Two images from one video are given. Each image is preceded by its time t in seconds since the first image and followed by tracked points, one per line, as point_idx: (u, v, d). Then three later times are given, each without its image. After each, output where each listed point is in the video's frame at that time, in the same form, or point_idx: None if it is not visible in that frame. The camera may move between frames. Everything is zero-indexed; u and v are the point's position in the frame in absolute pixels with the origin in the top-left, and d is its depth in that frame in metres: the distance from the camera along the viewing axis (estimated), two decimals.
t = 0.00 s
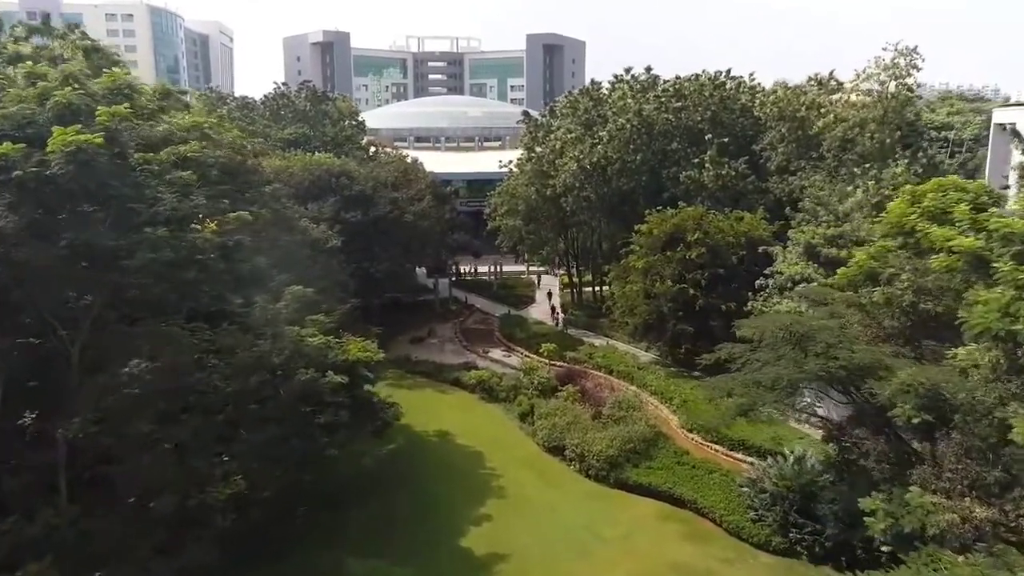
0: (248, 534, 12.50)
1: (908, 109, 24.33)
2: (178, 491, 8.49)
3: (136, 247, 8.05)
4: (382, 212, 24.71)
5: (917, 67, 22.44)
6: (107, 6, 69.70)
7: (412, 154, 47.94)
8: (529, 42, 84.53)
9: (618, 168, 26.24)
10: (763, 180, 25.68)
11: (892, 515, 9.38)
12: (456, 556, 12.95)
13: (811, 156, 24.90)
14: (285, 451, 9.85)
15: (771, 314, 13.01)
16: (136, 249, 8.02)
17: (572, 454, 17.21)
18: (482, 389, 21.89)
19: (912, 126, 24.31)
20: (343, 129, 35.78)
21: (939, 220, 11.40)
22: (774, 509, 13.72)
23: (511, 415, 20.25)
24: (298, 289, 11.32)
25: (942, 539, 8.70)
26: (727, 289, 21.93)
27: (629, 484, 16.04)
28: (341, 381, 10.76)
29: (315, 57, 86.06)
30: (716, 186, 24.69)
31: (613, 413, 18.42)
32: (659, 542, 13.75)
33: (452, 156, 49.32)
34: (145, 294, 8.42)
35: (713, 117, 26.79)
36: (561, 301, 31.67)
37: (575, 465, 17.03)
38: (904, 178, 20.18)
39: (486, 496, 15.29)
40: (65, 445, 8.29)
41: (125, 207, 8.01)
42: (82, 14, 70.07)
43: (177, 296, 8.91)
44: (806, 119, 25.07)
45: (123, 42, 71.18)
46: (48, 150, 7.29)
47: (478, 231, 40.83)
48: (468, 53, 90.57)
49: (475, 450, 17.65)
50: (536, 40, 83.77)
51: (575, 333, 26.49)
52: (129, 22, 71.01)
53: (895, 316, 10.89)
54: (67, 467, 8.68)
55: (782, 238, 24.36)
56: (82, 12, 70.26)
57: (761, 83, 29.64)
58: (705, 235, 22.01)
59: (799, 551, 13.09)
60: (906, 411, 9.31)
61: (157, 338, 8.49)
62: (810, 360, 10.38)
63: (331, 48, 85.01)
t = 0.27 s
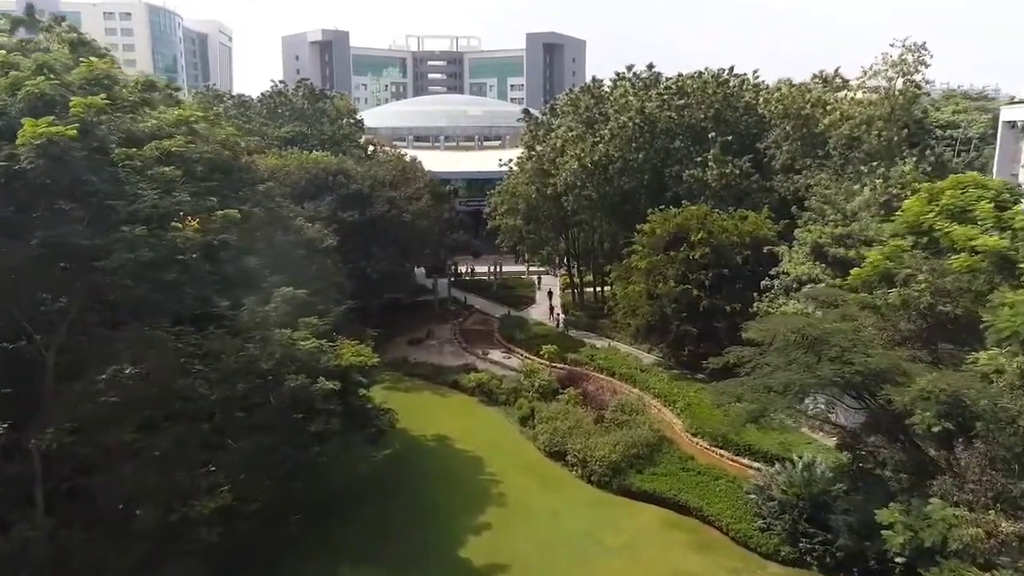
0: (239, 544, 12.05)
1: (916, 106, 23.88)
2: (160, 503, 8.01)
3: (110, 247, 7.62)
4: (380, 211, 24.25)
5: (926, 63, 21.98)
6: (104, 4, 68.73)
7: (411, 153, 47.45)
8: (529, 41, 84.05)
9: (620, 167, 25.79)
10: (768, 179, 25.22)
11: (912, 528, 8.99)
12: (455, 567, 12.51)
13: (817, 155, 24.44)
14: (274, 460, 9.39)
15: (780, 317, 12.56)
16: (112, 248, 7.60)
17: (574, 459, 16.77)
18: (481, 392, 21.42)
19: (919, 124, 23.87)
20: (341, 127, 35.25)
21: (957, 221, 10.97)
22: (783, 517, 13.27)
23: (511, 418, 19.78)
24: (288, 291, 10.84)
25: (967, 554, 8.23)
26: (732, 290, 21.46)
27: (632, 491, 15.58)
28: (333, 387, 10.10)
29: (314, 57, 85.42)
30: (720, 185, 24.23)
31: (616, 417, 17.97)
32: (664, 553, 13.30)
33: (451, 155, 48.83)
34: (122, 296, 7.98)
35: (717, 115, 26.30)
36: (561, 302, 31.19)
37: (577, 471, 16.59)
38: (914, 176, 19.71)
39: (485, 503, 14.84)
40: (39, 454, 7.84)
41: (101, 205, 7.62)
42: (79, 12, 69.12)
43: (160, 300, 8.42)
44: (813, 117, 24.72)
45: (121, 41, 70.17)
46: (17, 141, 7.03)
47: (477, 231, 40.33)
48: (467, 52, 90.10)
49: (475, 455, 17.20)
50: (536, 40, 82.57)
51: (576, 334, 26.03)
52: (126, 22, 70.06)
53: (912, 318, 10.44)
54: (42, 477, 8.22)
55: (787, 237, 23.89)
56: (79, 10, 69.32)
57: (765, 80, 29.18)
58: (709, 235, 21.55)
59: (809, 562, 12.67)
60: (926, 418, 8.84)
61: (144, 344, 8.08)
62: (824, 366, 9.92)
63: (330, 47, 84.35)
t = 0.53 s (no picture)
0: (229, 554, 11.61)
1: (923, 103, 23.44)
2: (140, 517, 7.60)
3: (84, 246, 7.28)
4: (377, 210, 23.81)
5: (934, 60, 21.55)
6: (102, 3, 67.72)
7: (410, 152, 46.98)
8: (528, 40, 83.59)
9: (621, 165, 25.36)
10: (772, 177, 24.77)
11: (932, 542, 8.53)
12: None
13: (822, 153, 23.99)
14: (263, 470, 8.98)
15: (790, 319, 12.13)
16: (85, 247, 7.26)
17: (576, 465, 16.35)
18: (480, 394, 20.98)
19: (926, 122, 23.45)
20: (339, 125, 34.78)
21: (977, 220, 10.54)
22: (793, 526, 12.78)
23: (511, 422, 19.35)
24: (277, 293, 10.38)
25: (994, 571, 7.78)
26: (736, 290, 21.02)
27: (635, 497, 15.16)
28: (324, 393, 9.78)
29: (313, 56, 84.83)
30: (724, 183, 23.79)
31: (618, 421, 17.55)
32: (670, 562, 12.88)
33: (451, 154, 48.40)
34: (98, 297, 7.59)
35: (721, 112, 25.84)
36: (562, 302, 30.73)
37: (579, 477, 16.16)
38: (922, 174, 19.28)
39: (485, 510, 14.40)
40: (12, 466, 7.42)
41: (75, 200, 7.46)
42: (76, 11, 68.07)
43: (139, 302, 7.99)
44: (818, 114, 24.32)
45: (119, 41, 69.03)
46: None
47: (477, 231, 39.88)
48: (467, 51, 89.66)
49: (474, 460, 16.79)
50: (536, 35, 82.07)
51: (577, 336, 25.58)
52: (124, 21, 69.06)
53: (931, 321, 10.02)
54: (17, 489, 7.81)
55: (792, 236, 23.46)
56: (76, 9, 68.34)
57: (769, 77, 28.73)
58: (713, 234, 21.12)
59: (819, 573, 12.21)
60: (948, 426, 8.42)
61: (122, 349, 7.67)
62: (839, 371, 9.51)
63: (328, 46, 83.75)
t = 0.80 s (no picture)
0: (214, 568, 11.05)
1: (934, 100, 22.83)
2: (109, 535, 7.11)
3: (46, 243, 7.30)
4: (374, 209, 23.29)
5: (946, 55, 21.00)
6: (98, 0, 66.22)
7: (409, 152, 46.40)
8: (529, 39, 83.00)
9: (623, 163, 24.84)
10: (778, 176, 24.25)
11: (960, 561, 7.88)
12: None
13: (830, 150, 23.44)
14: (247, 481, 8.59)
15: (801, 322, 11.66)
16: (48, 246, 7.27)
17: (578, 472, 15.83)
18: (480, 398, 20.47)
19: (936, 119, 22.92)
20: (336, 124, 34.23)
21: (1006, 218, 10.04)
22: (806, 538, 12.15)
23: (512, 427, 18.83)
24: (263, 297, 10.85)
25: None
26: (743, 292, 20.47)
27: (641, 506, 14.63)
28: (310, 403, 10.28)
29: (312, 54, 84.07)
30: (728, 182, 23.25)
31: (623, 426, 17.04)
32: None
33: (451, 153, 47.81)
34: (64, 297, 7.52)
35: (725, 110, 25.33)
36: (564, 303, 30.19)
37: (581, 484, 15.65)
38: (934, 172, 18.75)
39: (484, 520, 13.84)
40: None
41: (39, 195, 7.50)
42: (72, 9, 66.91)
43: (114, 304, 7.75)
44: (824, 112, 23.85)
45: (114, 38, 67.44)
46: None
47: (477, 231, 39.32)
48: (467, 51, 89.08)
49: (474, 466, 16.28)
50: (536, 35, 81.52)
51: (579, 338, 25.08)
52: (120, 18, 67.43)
53: (955, 325, 9.50)
54: None
55: (798, 236, 22.95)
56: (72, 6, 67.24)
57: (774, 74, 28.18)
58: (718, 234, 20.60)
59: None
60: (977, 437, 7.90)
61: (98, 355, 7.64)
62: (861, 379, 8.95)
63: (328, 46, 82.98)
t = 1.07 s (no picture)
0: None
1: (943, 97, 22.35)
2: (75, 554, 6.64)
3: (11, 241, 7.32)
4: (372, 208, 22.86)
5: (956, 51, 20.55)
6: None
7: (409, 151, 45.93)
8: (529, 38, 82.53)
9: (625, 162, 24.42)
10: (783, 175, 23.79)
11: None
12: None
13: (837, 148, 22.97)
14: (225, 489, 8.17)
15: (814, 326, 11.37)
16: (11, 246, 7.31)
17: (580, 478, 15.41)
18: (479, 401, 20.02)
19: (946, 117, 22.45)
20: (335, 122, 33.80)
21: None
22: (817, 548, 11.28)
23: (513, 431, 18.39)
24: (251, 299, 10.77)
25: None
26: (748, 293, 20.00)
27: (646, 515, 14.20)
28: (300, 411, 10.12)
29: (310, 53, 83.56)
30: (732, 181, 22.80)
31: (626, 431, 16.61)
32: None
33: (450, 152, 47.33)
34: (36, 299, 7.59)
35: (729, 107, 24.88)
36: (565, 304, 29.70)
37: (584, 491, 15.23)
38: (944, 171, 18.33)
39: (484, 529, 13.38)
40: None
41: (7, 190, 7.57)
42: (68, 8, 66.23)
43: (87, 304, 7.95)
44: (831, 109, 23.36)
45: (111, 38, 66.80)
46: None
47: (477, 231, 38.85)
48: (466, 50, 88.59)
49: (473, 472, 15.85)
50: (536, 34, 81.05)
51: (580, 339, 24.61)
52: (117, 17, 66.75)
53: (978, 328, 9.11)
54: None
55: (805, 236, 22.50)
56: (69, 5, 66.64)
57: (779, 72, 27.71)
58: (723, 233, 20.13)
59: None
60: (1005, 448, 7.45)
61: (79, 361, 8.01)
62: (879, 385, 8.77)
63: (327, 45, 82.47)
